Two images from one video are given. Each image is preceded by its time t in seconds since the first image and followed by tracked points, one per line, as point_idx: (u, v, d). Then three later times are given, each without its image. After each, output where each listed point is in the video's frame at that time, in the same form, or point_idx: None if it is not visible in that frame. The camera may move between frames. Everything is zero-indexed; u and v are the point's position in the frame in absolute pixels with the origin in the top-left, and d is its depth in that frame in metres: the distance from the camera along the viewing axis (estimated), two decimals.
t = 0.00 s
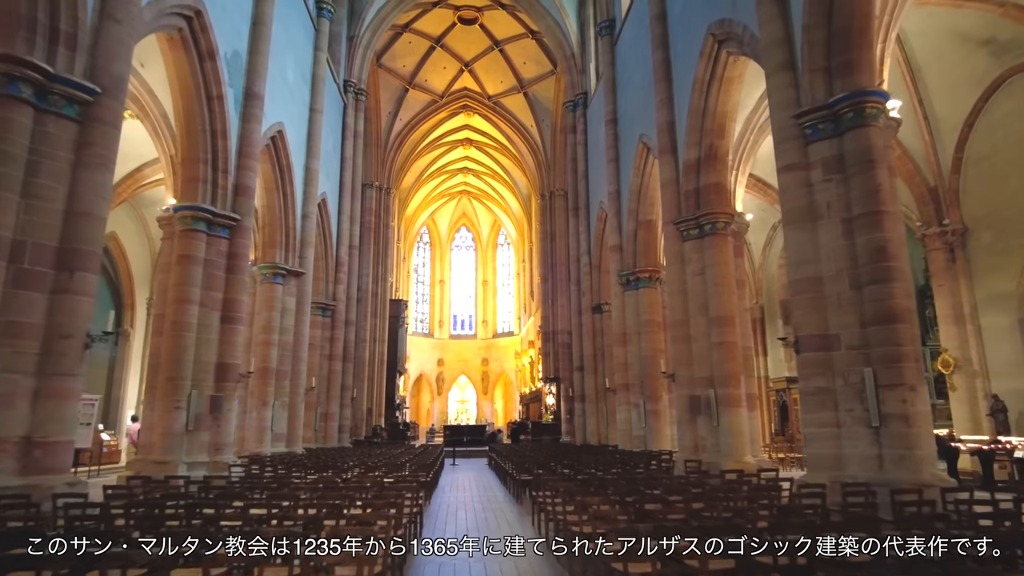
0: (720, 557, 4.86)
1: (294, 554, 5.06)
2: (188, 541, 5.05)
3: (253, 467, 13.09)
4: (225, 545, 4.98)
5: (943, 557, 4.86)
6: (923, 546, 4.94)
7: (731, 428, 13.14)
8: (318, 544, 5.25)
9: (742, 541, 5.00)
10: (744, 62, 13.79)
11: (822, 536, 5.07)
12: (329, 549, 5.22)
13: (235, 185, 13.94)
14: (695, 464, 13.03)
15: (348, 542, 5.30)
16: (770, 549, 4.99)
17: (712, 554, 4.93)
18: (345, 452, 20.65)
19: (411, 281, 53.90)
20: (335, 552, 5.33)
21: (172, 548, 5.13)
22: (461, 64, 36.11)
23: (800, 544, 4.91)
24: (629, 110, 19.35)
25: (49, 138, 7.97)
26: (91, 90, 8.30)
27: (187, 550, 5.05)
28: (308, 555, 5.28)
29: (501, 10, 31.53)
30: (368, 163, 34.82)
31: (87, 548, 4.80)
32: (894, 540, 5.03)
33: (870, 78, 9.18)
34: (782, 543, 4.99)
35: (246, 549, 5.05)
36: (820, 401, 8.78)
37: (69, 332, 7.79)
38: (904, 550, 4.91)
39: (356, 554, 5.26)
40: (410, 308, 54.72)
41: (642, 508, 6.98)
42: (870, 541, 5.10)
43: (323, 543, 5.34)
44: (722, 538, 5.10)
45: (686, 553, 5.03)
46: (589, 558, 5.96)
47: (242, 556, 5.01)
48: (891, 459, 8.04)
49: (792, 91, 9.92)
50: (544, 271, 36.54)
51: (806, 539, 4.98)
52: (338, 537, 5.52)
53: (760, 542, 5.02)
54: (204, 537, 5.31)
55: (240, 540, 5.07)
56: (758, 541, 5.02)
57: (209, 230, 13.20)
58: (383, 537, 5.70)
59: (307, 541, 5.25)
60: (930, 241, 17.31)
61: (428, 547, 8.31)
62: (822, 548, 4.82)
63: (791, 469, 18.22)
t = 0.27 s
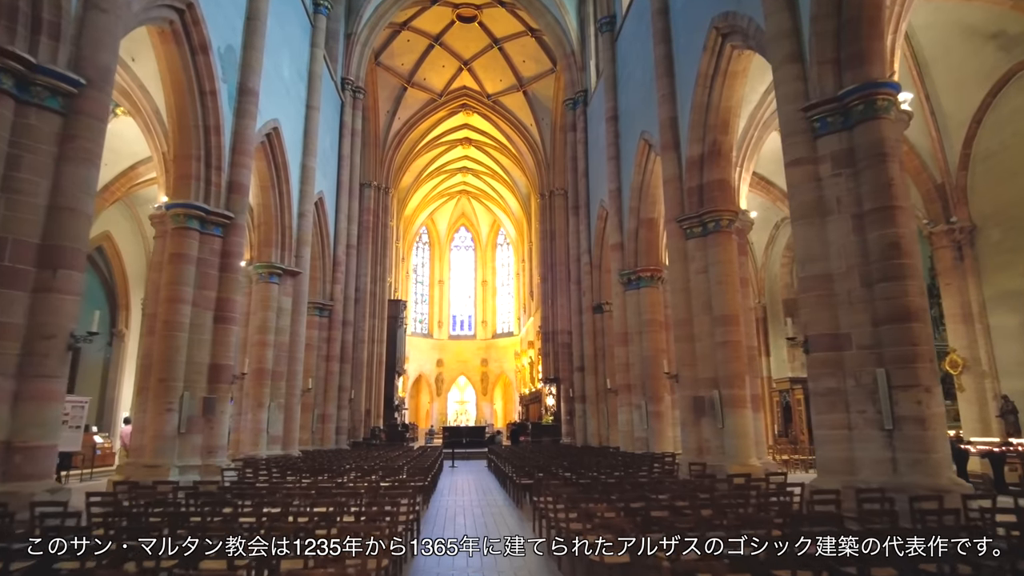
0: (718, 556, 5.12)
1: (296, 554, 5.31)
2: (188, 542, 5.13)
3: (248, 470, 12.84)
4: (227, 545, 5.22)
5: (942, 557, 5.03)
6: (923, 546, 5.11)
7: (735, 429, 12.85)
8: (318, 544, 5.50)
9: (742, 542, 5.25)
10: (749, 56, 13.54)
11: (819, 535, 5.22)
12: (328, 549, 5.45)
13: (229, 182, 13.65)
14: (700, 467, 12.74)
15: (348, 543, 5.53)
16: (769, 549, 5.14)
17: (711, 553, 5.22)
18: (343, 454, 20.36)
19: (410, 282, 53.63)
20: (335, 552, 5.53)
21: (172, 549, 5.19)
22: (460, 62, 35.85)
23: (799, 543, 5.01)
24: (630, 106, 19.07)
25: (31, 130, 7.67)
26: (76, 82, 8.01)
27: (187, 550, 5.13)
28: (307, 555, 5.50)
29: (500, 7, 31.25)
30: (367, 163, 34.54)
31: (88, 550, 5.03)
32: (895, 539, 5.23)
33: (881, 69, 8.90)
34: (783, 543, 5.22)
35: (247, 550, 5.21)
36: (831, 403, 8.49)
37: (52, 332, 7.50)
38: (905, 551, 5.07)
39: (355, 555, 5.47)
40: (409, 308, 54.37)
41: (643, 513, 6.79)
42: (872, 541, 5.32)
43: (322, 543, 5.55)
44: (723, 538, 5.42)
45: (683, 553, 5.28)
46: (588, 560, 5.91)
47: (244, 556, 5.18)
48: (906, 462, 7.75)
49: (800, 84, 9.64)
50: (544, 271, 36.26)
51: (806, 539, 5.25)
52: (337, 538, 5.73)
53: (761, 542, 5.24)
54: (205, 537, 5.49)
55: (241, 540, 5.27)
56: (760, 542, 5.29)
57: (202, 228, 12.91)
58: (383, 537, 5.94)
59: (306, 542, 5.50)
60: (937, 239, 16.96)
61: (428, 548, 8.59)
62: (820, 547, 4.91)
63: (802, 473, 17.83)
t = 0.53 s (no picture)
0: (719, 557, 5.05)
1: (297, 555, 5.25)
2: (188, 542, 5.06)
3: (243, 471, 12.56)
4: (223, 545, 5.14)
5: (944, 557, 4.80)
6: (923, 546, 4.91)
7: (743, 429, 12.55)
8: (318, 544, 5.43)
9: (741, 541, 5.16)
10: (756, 47, 13.26)
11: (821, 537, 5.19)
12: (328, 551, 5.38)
13: (224, 176, 13.35)
14: (707, 467, 12.43)
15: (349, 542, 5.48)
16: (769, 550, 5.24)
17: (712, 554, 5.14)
18: (341, 454, 20.07)
19: (410, 281, 53.36)
20: (336, 552, 5.45)
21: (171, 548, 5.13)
22: (460, 59, 35.59)
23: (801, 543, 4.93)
24: (633, 101, 18.77)
25: (14, 116, 7.38)
26: (62, 67, 7.71)
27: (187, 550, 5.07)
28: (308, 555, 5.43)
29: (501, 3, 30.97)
30: (366, 161, 34.25)
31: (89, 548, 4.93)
32: (893, 539, 5.04)
33: (896, 55, 8.60)
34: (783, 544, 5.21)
35: (246, 550, 5.13)
36: (846, 400, 8.17)
37: (36, 326, 7.20)
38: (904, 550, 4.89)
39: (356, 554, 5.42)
40: (409, 308, 54.06)
41: (652, 514, 6.50)
42: (870, 541, 5.11)
43: (323, 543, 5.47)
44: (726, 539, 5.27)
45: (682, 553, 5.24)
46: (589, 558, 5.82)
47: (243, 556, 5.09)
48: (924, 462, 7.44)
49: (811, 71, 9.34)
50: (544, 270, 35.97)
51: (805, 539, 5.04)
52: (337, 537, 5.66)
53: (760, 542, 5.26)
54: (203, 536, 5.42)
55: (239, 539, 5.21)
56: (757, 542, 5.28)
57: (197, 223, 12.62)
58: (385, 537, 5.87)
59: (307, 542, 5.43)
60: (947, 236, 16.73)
61: (428, 547, 8.36)
62: (820, 548, 4.87)
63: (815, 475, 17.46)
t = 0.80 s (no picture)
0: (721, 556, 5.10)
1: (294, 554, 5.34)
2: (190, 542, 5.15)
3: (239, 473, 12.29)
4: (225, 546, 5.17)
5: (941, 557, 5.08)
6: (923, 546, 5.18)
7: (749, 431, 12.27)
8: (317, 544, 5.55)
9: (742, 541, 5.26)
10: (763, 40, 12.97)
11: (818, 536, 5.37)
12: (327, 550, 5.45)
13: (219, 171, 13.06)
14: (713, 469, 12.14)
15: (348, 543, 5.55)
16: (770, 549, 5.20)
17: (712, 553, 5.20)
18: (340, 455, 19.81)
19: (410, 281, 53.08)
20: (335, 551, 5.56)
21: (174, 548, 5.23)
22: (461, 57, 35.33)
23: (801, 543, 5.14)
24: (637, 97, 18.49)
25: None
26: (48, 55, 7.43)
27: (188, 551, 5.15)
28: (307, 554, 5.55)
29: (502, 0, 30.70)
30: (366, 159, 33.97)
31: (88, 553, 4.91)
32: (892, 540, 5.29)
33: (912, 45, 8.31)
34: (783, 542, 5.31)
35: (247, 551, 5.22)
36: (860, 401, 7.88)
37: (18, 323, 6.91)
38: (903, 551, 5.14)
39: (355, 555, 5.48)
40: (409, 308, 53.75)
41: (662, 521, 6.24)
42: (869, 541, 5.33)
43: (322, 543, 5.58)
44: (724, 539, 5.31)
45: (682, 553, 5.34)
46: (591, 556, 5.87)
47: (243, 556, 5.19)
48: (943, 466, 7.15)
49: (824, 62, 9.05)
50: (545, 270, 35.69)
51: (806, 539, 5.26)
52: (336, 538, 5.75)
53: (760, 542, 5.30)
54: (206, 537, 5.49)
55: (239, 540, 5.28)
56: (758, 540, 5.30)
57: (191, 219, 12.33)
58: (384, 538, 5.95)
59: (306, 542, 5.53)
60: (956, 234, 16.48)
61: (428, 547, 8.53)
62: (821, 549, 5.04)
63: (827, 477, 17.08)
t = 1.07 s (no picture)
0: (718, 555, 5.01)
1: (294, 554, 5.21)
2: (188, 541, 5.01)
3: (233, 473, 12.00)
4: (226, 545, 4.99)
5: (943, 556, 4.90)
6: (923, 546, 5.02)
7: (755, 430, 11.99)
8: (318, 544, 5.33)
9: (740, 541, 5.14)
10: (769, 31, 12.69)
11: (819, 535, 5.30)
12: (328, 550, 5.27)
13: (213, 165, 12.77)
14: (719, 470, 11.86)
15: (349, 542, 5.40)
16: (769, 549, 5.14)
17: (711, 553, 5.11)
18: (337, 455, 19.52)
19: (409, 281, 52.79)
20: (335, 552, 5.38)
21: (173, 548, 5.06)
22: (460, 55, 35.08)
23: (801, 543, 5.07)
24: (639, 92, 18.22)
25: None
26: (31, 41, 7.14)
27: (187, 549, 5.00)
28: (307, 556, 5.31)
29: None
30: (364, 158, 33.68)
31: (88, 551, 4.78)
32: (893, 540, 5.13)
33: (926, 31, 8.03)
34: (782, 544, 5.20)
35: (247, 550, 5.00)
36: (875, 400, 7.59)
37: None
38: (903, 549, 5.00)
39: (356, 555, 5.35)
40: (408, 307, 53.43)
41: (671, 525, 5.95)
42: (870, 541, 5.17)
43: (322, 543, 5.36)
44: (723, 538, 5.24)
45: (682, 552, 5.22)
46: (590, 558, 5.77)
47: (243, 556, 4.95)
48: (962, 467, 6.88)
49: (834, 51, 8.77)
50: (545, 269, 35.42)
51: (805, 540, 5.16)
52: (337, 538, 5.58)
53: (759, 543, 5.16)
54: (204, 536, 5.34)
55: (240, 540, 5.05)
56: (758, 541, 5.18)
57: (184, 213, 12.05)
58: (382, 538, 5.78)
59: (306, 542, 5.30)
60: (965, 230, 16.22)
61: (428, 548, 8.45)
62: (821, 547, 4.97)
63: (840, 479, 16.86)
